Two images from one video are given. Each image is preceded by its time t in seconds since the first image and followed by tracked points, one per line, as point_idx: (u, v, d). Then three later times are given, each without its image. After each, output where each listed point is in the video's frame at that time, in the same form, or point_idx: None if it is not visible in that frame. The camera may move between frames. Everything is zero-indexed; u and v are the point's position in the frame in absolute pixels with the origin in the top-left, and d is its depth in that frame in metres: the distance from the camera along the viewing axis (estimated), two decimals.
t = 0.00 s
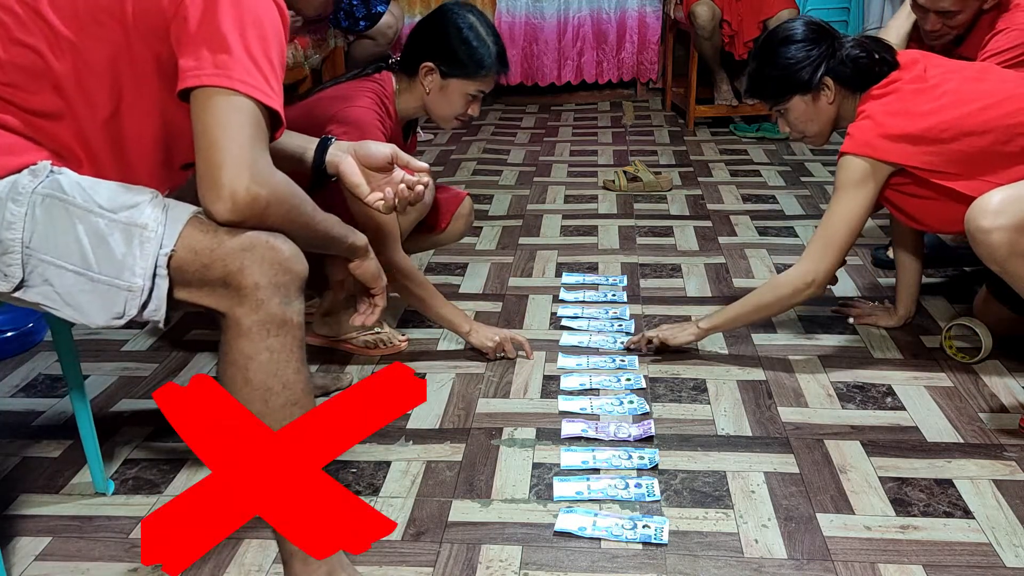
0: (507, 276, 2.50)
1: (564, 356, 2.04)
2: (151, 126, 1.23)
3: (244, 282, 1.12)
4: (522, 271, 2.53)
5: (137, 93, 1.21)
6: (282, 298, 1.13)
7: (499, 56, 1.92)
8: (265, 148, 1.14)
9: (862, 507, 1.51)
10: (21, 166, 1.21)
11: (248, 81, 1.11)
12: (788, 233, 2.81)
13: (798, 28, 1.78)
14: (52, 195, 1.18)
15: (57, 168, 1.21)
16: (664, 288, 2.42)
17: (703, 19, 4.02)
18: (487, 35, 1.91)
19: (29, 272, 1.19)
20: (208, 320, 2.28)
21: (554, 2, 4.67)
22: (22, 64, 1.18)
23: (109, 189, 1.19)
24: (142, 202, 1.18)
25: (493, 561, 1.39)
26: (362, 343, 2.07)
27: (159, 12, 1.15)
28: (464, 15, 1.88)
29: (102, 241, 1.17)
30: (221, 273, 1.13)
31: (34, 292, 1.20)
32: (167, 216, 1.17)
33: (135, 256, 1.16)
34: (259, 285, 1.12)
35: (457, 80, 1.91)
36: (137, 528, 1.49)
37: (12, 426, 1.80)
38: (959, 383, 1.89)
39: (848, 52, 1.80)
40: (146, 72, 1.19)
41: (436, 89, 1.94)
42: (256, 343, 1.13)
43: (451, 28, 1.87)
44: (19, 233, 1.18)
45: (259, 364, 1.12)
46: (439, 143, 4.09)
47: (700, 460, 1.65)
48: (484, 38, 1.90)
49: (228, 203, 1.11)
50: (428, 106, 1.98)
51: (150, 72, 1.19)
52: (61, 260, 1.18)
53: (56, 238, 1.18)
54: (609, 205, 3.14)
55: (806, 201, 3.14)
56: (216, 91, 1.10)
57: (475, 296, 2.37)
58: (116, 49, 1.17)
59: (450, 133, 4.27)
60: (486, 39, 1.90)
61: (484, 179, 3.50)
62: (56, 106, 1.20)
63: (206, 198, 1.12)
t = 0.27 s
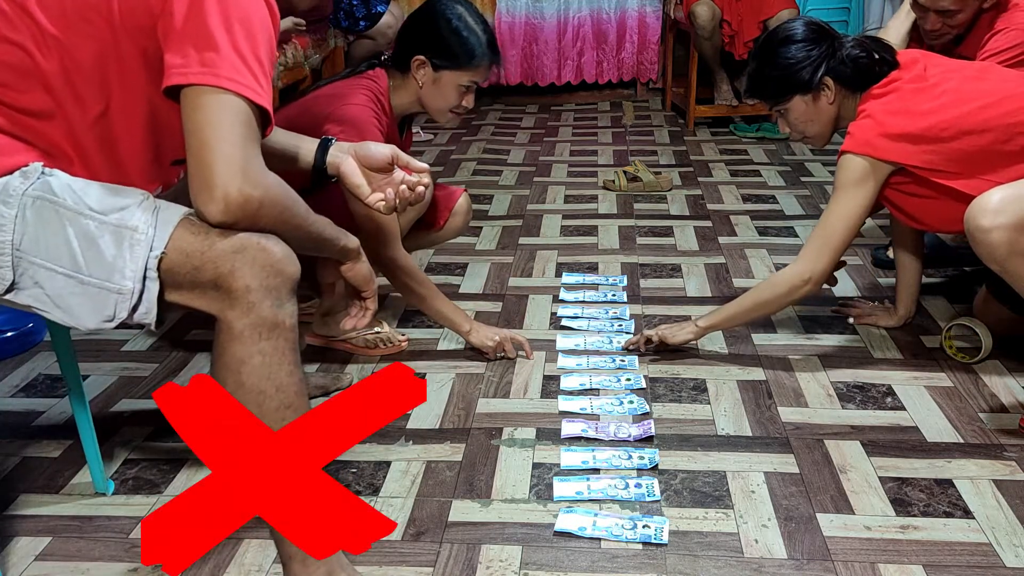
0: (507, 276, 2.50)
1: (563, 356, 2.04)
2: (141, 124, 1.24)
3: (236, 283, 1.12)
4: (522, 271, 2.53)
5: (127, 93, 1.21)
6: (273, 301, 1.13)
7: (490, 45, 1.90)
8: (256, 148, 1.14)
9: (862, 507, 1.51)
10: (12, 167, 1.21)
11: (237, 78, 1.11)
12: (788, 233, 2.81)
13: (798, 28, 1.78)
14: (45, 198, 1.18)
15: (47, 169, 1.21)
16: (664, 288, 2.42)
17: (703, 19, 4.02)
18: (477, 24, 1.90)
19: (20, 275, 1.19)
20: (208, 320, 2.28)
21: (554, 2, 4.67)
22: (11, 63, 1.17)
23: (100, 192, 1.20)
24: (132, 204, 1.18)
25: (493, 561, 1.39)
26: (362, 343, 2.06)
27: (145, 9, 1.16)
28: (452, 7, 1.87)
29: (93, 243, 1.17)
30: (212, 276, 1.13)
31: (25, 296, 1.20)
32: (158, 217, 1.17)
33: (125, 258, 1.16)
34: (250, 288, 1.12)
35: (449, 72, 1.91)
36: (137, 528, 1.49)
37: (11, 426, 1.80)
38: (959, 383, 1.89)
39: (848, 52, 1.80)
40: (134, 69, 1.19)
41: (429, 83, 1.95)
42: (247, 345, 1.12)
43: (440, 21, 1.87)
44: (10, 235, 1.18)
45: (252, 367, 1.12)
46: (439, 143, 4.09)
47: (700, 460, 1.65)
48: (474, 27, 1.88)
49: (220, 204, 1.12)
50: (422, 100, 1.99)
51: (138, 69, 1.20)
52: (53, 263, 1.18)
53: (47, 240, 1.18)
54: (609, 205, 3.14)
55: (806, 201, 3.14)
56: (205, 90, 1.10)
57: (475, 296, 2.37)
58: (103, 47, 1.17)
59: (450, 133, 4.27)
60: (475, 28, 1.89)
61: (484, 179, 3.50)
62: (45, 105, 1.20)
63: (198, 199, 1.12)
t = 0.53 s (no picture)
0: (507, 276, 2.50)
1: (563, 356, 2.04)
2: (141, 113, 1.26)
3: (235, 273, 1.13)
4: (522, 271, 2.53)
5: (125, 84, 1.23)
6: (273, 296, 1.13)
7: (481, 42, 1.91)
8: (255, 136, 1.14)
9: (862, 507, 1.51)
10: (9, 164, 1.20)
11: (238, 63, 1.12)
12: (788, 233, 2.81)
13: (803, 27, 1.77)
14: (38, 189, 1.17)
15: (40, 161, 1.21)
16: (664, 288, 2.42)
17: (704, 19, 4.02)
18: (468, 21, 1.90)
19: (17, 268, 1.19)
20: (208, 320, 2.28)
21: (554, 2, 4.66)
22: (9, 57, 1.17)
23: (94, 182, 1.19)
24: (127, 193, 1.18)
25: (493, 561, 1.39)
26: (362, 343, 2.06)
27: None
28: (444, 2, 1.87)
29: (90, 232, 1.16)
30: (212, 270, 1.14)
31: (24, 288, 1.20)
32: (153, 206, 1.17)
33: (122, 248, 1.16)
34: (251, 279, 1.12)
35: (440, 69, 1.91)
36: (137, 528, 1.49)
37: (12, 426, 1.80)
38: (959, 383, 1.89)
39: (853, 51, 1.79)
40: (130, 54, 1.20)
41: (421, 79, 1.95)
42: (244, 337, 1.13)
43: (433, 16, 1.86)
44: (7, 229, 1.18)
45: (244, 365, 1.13)
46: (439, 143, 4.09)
47: (700, 460, 1.65)
48: (465, 23, 1.88)
49: (214, 190, 1.11)
50: (414, 97, 1.99)
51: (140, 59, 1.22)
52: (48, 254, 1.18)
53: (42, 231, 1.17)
54: (609, 205, 3.14)
55: (806, 201, 3.14)
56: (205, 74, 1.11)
57: (475, 296, 2.37)
58: (95, 38, 1.19)
59: (450, 133, 4.27)
60: (467, 24, 1.89)
61: (483, 179, 3.50)
62: (45, 101, 1.20)
63: (192, 184, 1.12)
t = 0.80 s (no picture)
0: (507, 276, 2.50)
1: (563, 356, 2.04)
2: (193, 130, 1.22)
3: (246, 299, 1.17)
4: (522, 271, 2.53)
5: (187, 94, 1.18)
6: (281, 328, 1.20)
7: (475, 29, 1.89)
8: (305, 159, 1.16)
9: (862, 506, 1.51)
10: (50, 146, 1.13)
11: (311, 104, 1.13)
12: (788, 233, 2.81)
13: (822, 20, 1.77)
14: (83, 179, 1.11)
15: (85, 151, 1.14)
16: (664, 288, 2.42)
17: (703, 18, 4.00)
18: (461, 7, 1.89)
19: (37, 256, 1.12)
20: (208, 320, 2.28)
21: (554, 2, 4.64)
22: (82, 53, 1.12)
23: (138, 180, 1.15)
24: (165, 196, 1.15)
25: (493, 561, 1.39)
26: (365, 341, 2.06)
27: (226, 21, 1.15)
28: None
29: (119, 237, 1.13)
30: (230, 293, 1.17)
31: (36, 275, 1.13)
32: (190, 215, 1.15)
33: (152, 253, 1.13)
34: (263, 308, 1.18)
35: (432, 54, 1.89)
36: (137, 528, 1.49)
37: (12, 426, 1.79)
38: (959, 383, 1.89)
39: (872, 46, 1.79)
40: (204, 69, 1.17)
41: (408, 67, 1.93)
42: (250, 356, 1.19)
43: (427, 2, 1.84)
44: (38, 212, 1.10)
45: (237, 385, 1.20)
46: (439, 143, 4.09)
47: (700, 460, 1.65)
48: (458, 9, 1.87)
49: (254, 212, 1.14)
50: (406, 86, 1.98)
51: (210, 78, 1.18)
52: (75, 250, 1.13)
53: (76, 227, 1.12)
54: (609, 205, 3.14)
55: (806, 201, 3.14)
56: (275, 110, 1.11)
57: (475, 296, 2.37)
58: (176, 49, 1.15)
59: (450, 133, 4.27)
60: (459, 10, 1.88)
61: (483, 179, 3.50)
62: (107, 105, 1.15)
63: (233, 203, 1.15)
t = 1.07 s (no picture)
0: (507, 276, 2.50)
1: (564, 356, 2.04)
2: None
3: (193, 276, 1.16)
4: (522, 271, 2.54)
5: None
6: (229, 300, 1.18)
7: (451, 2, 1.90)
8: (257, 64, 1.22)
9: (862, 506, 1.51)
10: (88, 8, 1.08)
11: None
12: (788, 233, 2.81)
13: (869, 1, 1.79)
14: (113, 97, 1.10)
15: (137, 59, 1.13)
16: (664, 288, 2.42)
17: (703, 19, 4.00)
18: None
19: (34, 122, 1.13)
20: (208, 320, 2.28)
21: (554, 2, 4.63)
22: None
23: (170, 114, 1.14)
24: (187, 142, 1.13)
25: (493, 561, 1.39)
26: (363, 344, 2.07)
27: None
28: None
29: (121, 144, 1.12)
30: (189, 251, 1.16)
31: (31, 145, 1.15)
32: (196, 169, 1.13)
33: (137, 184, 1.12)
34: (214, 277, 1.16)
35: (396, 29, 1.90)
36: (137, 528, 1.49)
37: (12, 426, 1.80)
38: (958, 383, 1.90)
39: (921, 31, 1.78)
40: None
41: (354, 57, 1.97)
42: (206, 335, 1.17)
43: None
44: (63, 92, 1.10)
45: (184, 353, 1.17)
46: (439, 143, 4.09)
47: (700, 460, 1.65)
48: None
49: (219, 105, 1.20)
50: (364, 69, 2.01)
51: None
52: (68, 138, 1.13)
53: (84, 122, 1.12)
54: (609, 205, 3.14)
55: (806, 201, 3.14)
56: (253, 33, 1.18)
57: (475, 296, 2.37)
58: None
59: (450, 133, 4.27)
60: None
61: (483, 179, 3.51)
62: None
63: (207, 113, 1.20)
